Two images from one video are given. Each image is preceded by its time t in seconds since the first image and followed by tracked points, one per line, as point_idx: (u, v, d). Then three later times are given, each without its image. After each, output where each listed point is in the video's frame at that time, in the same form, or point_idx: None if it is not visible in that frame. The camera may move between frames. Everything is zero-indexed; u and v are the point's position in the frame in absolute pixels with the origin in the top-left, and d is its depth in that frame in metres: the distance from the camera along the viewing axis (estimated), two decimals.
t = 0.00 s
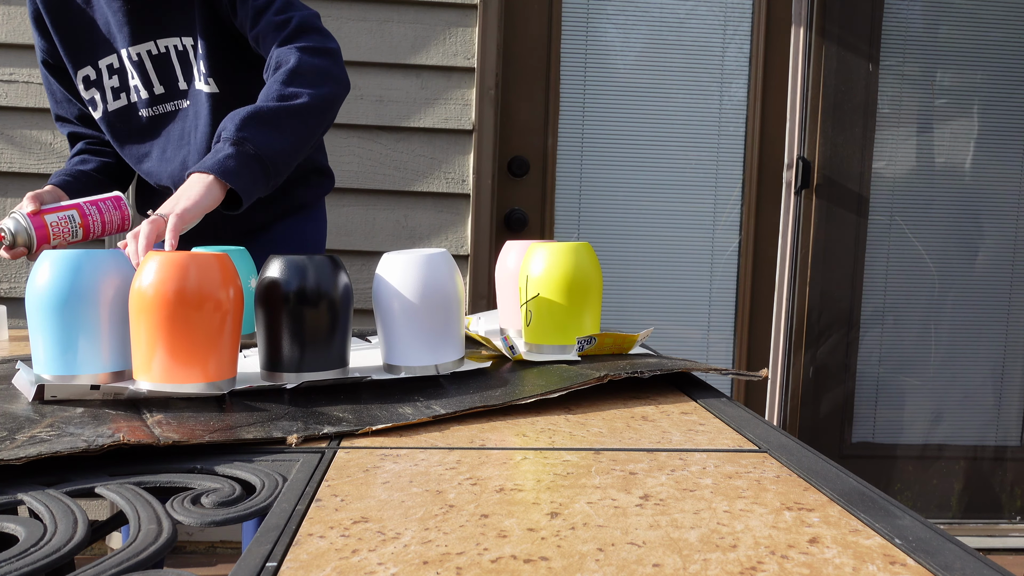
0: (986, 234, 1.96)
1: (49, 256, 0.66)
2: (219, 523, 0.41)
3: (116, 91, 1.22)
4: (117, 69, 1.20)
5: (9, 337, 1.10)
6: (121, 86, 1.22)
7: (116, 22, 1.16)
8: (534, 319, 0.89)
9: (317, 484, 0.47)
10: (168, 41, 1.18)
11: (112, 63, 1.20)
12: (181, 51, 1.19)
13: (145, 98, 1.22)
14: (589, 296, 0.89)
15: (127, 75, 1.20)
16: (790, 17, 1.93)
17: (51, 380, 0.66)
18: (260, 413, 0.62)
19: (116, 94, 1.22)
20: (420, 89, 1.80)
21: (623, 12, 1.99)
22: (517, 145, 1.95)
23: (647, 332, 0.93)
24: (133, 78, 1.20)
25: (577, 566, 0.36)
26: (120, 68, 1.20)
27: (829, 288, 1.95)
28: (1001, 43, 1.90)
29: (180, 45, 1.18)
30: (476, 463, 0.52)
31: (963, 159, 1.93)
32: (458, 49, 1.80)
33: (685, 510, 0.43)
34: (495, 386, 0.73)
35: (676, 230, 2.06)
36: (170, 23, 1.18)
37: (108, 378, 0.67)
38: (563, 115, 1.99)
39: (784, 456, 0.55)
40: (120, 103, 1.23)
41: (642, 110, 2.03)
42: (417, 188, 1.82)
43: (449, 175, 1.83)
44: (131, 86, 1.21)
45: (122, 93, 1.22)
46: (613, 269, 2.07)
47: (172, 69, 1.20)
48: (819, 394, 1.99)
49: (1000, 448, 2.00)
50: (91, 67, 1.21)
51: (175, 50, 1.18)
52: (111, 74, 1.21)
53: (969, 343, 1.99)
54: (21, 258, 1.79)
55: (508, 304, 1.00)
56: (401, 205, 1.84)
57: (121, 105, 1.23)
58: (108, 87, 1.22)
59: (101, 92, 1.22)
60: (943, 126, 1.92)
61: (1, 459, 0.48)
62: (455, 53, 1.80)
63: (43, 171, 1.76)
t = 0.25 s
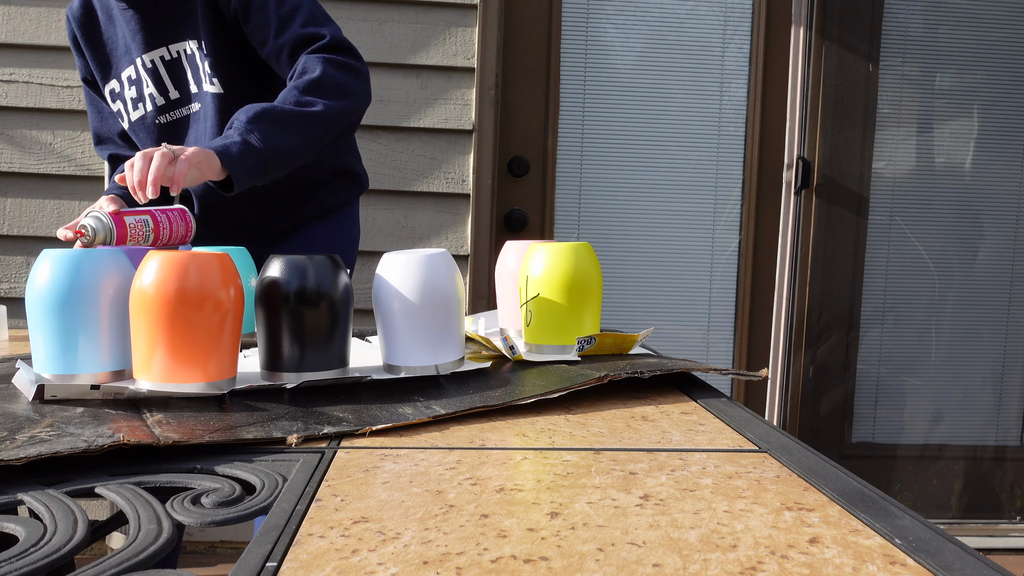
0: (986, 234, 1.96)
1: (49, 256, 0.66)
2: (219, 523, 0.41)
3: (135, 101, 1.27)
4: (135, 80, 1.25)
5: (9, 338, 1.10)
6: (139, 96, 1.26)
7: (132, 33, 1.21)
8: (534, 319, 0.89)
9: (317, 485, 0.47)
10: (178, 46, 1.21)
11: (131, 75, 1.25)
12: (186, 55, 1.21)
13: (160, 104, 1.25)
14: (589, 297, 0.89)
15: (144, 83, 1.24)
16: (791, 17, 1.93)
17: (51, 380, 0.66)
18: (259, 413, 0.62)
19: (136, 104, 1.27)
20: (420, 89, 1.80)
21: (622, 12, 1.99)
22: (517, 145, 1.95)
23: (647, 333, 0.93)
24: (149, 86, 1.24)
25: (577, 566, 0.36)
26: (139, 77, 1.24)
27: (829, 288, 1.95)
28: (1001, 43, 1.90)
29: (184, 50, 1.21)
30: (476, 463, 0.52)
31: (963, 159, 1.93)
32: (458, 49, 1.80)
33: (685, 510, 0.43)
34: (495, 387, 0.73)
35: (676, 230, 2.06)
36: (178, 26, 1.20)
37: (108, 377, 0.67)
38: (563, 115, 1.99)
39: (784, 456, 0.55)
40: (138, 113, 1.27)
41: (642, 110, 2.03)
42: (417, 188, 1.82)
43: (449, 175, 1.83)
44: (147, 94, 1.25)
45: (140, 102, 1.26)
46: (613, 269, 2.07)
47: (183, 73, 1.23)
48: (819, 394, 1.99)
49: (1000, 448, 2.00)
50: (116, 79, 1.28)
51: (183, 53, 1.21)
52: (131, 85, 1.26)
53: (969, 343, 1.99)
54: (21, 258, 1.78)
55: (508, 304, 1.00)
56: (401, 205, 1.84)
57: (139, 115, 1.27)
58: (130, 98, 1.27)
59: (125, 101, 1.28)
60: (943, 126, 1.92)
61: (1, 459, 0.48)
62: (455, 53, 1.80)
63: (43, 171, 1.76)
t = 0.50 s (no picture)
0: (986, 234, 1.96)
1: (49, 255, 0.66)
2: (219, 523, 0.41)
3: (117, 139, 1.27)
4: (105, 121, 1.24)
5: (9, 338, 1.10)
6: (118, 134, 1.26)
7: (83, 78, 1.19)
8: (534, 319, 0.89)
9: (317, 485, 0.47)
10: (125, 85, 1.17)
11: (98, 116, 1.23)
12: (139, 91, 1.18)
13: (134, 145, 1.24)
14: (589, 296, 0.89)
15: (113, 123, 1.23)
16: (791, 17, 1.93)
17: (51, 380, 0.66)
18: (260, 413, 0.62)
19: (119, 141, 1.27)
20: (420, 89, 1.80)
21: (622, 12, 1.99)
22: (517, 145, 1.95)
23: (647, 332, 0.93)
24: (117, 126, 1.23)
25: (577, 566, 0.36)
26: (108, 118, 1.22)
27: (829, 288, 1.95)
28: (1001, 43, 1.90)
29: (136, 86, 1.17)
30: (476, 463, 0.52)
31: (963, 159, 1.93)
32: (458, 49, 1.80)
33: (686, 510, 0.43)
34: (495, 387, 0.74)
35: (676, 230, 2.06)
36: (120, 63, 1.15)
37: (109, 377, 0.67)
38: (563, 115, 1.99)
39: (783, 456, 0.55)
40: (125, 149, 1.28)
41: (642, 110, 2.03)
42: (417, 188, 1.82)
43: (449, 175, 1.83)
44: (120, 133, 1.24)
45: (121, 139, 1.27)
46: (613, 269, 2.07)
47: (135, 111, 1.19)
48: (819, 394, 1.99)
49: (1000, 448, 2.00)
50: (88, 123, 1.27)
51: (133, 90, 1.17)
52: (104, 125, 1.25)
53: (969, 343, 1.99)
54: (21, 258, 1.78)
55: (508, 303, 1.00)
56: (401, 205, 1.84)
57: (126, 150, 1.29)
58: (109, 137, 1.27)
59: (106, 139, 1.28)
60: (943, 126, 1.92)
61: (1, 460, 0.48)
62: (455, 53, 1.80)
63: (42, 171, 1.76)
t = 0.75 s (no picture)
0: (985, 234, 1.96)
1: (49, 255, 0.66)
2: (219, 523, 0.41)
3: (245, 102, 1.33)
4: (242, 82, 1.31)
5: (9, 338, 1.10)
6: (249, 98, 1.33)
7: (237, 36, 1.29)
8: (534, 319, 0.89)
9: (317, 485, 0.47)
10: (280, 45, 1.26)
11: (239, 76, 1.31)
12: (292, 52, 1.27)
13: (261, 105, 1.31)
14: (590, 296, 0.89)
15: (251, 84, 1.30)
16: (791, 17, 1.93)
17: (50, 380, 0.66)
18: (260, 414, 0.62)
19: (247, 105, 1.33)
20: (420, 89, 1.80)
21: (622, 13, 1.99)
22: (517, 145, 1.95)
23: (646, 332, 0.93)
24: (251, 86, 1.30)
25: (577, 566, 0.36)
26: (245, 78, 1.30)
27: (829, 287, 1.95)
28: (1001, 43, 1.90)
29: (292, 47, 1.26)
30: (476, 463, 0.52)
31: (962, 159, 1.93)
32: (458, 49, 1.80)
33: (685, 510, 0.43)
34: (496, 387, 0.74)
35: (677, 230, 2.06)
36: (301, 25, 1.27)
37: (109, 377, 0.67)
38: (563, 115, 1.99)
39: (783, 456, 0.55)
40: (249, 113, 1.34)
41: (642, 110, 2.03)
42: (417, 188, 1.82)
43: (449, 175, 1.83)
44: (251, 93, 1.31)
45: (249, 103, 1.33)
46: (613, 269, 2.07)
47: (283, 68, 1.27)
48: (819, 394, 1.99)
49: (999, 448, 2.00)
50: (223, 82, 1.34)
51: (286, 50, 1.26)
52: (239, 87, 1.32)
53: (969, 343, 1.99)
54: (21, 258, 1.79)
55: (507, 304, 1.01)
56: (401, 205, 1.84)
57: (249, 114, 1.34)
58: (238, 99, 1.33)
59: (233, 104, 1.35)
60: (942, 126, 1.92)
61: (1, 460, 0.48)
62: (455, 53, 1.80)
63: (42, 171, 1.76)
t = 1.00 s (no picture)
0: (985, 234, 1.96)
1: (49, 255, 0.66)
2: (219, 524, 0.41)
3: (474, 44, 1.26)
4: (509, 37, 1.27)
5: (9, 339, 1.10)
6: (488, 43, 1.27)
7: None
8: (534, 319, 0.89)
9: (317, 485, 0.47)
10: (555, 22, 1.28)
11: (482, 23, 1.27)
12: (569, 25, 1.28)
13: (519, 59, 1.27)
14: (589, 296, 0.89)
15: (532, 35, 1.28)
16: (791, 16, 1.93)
17: (50, 380, 0.66)
18: (260, 414, 0.62)
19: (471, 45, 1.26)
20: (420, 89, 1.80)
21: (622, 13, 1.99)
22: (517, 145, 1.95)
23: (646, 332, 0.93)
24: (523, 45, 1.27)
25: (577, 566, 0.36)
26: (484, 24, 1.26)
27: (830, 287, 1.95)
28: (1000, 43, 1.90)
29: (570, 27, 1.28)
30: (477, 463, 0.52)
31: (962, 159, 1.93)
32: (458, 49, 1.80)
33: (685, 510, 0.43)
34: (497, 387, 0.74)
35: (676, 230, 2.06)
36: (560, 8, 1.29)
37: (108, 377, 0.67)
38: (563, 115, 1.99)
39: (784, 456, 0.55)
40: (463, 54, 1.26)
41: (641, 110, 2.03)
42: (417, 188, 1.82)
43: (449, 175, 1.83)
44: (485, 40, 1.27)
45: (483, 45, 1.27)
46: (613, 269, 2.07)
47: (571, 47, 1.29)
48: (819, 394, 1.99)
49: (999, 448, 2.00)
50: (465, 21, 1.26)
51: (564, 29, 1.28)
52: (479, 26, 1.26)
53: (969, 343, 1.99)
54: (22, 258, 1.79)
55: (507, 304, 1.01)
56: (401, 205, 1.84)
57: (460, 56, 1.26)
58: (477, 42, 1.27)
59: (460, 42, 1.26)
60: (942, 126, 1.92)
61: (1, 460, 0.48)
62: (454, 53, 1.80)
63: (42, 171, 1.76)
